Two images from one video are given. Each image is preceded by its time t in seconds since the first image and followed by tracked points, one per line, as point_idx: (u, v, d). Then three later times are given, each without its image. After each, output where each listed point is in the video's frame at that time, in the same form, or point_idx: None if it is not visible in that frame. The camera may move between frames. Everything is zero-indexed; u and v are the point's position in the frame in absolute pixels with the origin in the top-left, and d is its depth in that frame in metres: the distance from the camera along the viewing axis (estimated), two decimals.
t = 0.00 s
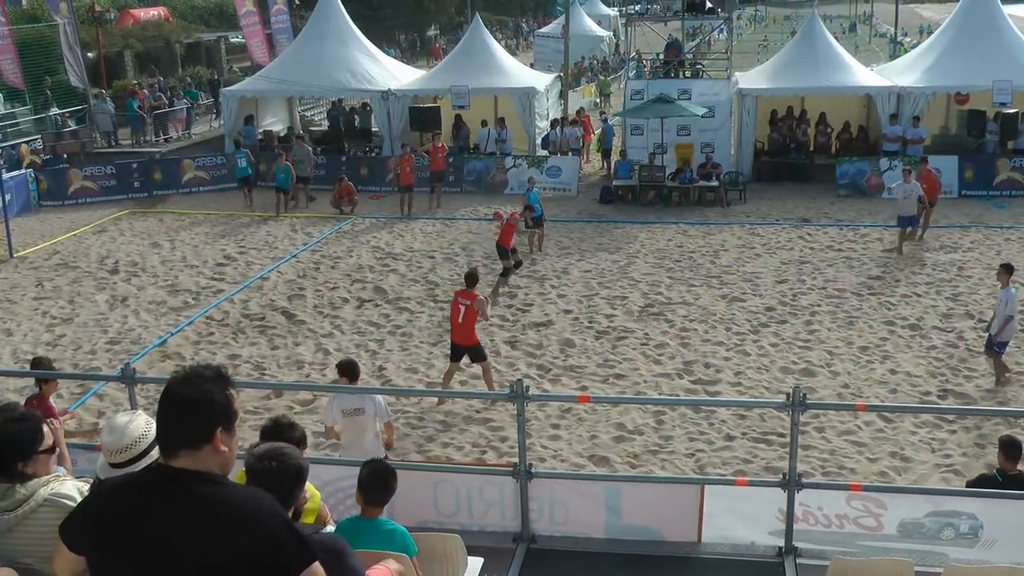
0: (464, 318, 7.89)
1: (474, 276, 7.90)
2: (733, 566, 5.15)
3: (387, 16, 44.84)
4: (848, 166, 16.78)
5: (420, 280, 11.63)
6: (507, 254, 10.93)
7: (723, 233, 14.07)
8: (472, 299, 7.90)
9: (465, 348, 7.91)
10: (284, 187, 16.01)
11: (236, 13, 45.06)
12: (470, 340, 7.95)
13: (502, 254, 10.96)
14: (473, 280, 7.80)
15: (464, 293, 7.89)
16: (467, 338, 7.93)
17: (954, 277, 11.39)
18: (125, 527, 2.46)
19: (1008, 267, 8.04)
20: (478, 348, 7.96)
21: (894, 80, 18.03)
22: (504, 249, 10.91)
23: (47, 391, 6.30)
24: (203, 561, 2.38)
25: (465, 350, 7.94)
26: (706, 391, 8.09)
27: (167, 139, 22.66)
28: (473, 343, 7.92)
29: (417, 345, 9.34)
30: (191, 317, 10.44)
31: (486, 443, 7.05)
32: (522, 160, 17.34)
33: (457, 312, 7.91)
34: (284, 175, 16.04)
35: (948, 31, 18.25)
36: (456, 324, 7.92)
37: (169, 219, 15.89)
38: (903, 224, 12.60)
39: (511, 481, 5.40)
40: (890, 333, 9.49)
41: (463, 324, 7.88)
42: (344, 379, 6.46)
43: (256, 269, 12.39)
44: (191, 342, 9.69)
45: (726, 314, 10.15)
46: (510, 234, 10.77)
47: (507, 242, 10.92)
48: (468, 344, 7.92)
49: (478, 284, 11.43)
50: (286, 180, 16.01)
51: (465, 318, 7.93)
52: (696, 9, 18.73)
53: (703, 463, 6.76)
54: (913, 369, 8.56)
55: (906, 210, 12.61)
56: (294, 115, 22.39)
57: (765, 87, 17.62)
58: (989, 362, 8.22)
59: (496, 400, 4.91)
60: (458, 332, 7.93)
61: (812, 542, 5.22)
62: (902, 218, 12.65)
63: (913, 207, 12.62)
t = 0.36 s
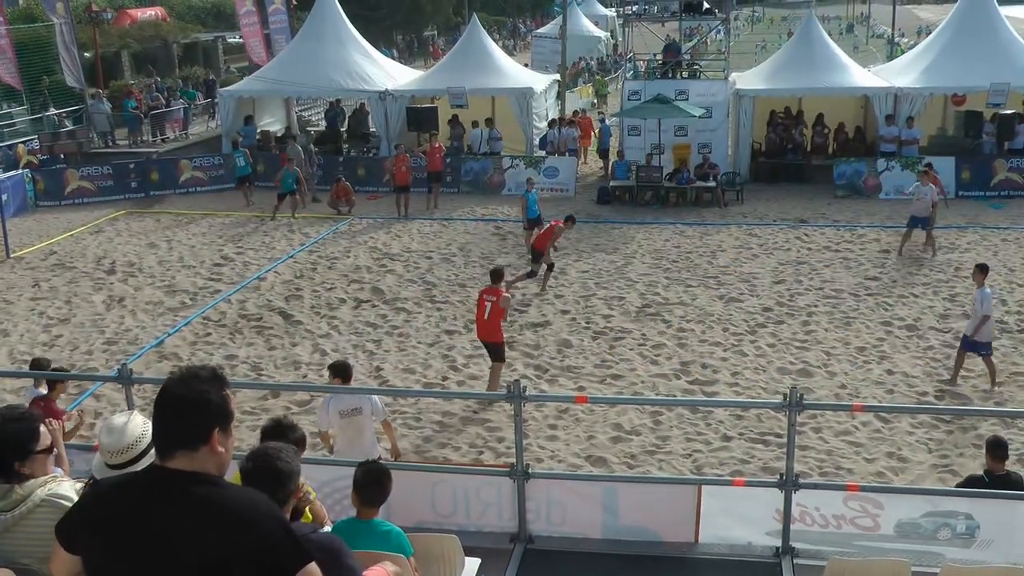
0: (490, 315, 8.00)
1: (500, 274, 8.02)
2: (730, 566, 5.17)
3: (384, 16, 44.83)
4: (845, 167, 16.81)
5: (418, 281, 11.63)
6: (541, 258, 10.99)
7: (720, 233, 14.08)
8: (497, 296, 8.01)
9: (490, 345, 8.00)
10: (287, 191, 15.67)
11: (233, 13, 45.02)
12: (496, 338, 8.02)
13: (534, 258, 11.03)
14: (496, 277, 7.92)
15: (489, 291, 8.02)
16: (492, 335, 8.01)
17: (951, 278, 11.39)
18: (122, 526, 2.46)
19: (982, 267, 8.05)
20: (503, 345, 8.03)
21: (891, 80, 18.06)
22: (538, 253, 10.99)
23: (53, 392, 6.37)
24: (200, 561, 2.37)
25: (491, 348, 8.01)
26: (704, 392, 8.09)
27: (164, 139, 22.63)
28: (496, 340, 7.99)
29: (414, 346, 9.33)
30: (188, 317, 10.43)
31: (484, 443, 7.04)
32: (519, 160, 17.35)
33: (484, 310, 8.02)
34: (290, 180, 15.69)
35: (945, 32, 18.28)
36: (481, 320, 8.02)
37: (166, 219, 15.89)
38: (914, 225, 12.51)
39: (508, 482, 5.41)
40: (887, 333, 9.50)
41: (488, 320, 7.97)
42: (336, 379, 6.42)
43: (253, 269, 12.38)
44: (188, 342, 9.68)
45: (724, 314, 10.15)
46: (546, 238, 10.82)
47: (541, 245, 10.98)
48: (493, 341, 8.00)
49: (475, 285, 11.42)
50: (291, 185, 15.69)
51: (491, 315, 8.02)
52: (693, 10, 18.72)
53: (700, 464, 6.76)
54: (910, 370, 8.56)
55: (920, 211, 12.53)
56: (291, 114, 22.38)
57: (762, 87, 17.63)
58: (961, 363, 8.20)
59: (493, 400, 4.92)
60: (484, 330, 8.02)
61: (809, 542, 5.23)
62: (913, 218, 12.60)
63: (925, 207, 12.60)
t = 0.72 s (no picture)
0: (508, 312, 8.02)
1: (515, 271, 8.08)
2: (727, 567, 5.18)
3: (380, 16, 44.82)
4: (841, 167, 16.81)
5: (414, 281, 11.62)
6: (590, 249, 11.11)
7: (716, 233, 14.09)
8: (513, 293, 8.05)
9: (509, 342, 7.99)
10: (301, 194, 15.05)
11: (229, 13, 44.99)
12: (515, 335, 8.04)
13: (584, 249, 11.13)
14: (512, 273, 7.94)
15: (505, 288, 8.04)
16: (511, 332, 8.02)
17: (946, 278, 11.41)
18: (121, 530, 2.44)
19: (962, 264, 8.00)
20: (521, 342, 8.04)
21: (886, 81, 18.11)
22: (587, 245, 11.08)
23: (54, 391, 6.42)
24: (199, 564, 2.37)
25: (510, 344, 8.02)
26: (700, 392, 8.09)
27: (160, 139, 22.60)
28: (516, 336, 8.00)
29: (410, 346, 9.31)
30: (184, 318, 10.41)
31: (479, 444, 7.02)
32: (515, 160, 17.35)
33: (501, 306, 8.03)
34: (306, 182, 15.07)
35: (941, 32, 18.32)
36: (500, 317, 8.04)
37: (162, 219, 15.88)
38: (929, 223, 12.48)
39: (504, 482, 5.41)
40: (883, 333, 9.51)
41: (507, 315, 7.99)
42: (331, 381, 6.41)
43: (248, 270, 12.37)
44: (183, 343, 9.66)
45: (720, 314, 10.16)
46: (596, 229, 10.92)
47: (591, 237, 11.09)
48: (512, 337, 8.01)
49: (471, 285, 11.42)
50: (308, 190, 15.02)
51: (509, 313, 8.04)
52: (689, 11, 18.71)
53: (696, 464, 6.76)
54: (905, 370, 8.56)
55: (932, 211, 12.39)
56: (287, 114, 22.36)
57: (758, 88, 17.64)
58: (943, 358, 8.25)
59: (489, 400, 4.91)
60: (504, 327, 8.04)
61: (805, 542, 5.25)
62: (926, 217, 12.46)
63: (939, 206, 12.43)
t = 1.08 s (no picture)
0: (513, 310, 8.01)
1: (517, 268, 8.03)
2: (719, 565, 5.24)
3: (369, 18, 44.74)
4: (830, 166, 16.84)
5: (404, 283, 11.59)
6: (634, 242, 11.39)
7: (706, 232, 14.13)
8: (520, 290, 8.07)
9: (512, 340, 8.03)
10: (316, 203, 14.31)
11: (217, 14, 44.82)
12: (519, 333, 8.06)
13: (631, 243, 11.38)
14: (514, 273, 7.89)
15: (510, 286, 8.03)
16: (515, 330, 8.05)
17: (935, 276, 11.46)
18: (108, 532, 2.44)
19: (950, 263, 8.02)
20: (525, 339, 8.07)
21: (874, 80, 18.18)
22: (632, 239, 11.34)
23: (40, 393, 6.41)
24: (185, 567, 2.37)
25: (513, 343, 8.06)
26: (691, 391, 8.10)
27: (148, 141, 22.51)
28: (518, 335, 8.01)
29: (401, 348, 9.30)
30: (174, 321, 10.37)
31: (471, 444, 7.00)
32: (504, 160, 17.33)
33: (506, 305, 8.02)
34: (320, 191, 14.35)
35: (929, 31, 18.40)
36: (503, 316, 8.03)
37: (151, 222, 15.81)
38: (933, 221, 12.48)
39: (496, 482, 5.45)
40: (873, 331, 9.55)
41: (511, 315, 7.99)
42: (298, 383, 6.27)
43: (238, 272, 12.32)
44: (173, 346, 9.62)
45: (710, 313, 10.18)
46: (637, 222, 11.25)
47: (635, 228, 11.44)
48: (515, 336, 8.03)
49: (461, 286, 11.41)
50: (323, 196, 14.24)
51: (514, 310, 8.04)
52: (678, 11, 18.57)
53: (687, 463, 6.76)
54: (895, 367, 8.59)
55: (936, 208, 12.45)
56: (275, 115, 22.30)
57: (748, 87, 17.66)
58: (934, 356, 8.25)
59: (480, 401, 4.94)
60: (507, 325, 8.05)
61: (796, 539, 5.32)
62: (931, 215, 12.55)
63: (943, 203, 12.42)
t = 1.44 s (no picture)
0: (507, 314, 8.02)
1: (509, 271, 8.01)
2: (701, 563, 5.31)
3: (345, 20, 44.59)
4: (807, 164, 16.90)
5: (383, 284, 11.56)
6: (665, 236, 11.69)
7: (684, 231, 14.19)
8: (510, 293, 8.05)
9: (499, 344, 8.01)
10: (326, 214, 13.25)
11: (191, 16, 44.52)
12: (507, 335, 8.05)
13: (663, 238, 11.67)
14: (506, 275, 7.90)
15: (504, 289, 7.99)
16: (506, 334, 8.04)
17: (911, 271, 11.55)
18: (82, 538, 2.41)
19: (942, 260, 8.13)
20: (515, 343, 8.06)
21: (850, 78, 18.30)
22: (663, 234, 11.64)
23: (15, 401, 6.36)
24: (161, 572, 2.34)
25: (501, 346, 8.05)
26: (671, 389, 8.13)
27: (123, 144, 22.33)
28: (506, 337, 8.00)
29: (380, 350, 9.27)
30: (151, 326, 10.28)
31: (451, 446, 6.97)
32: (482, 161, 17.32)
33: (502, 308, 8.03)
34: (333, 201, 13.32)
35: (903, 30, 18.55)
36: (498, 319, 8.05)
37: (126, 226, 15.68)
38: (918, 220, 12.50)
39: (477, 483, 5.48)
40: (851, 327, 9.61)
41: (506, 318, 8.00)
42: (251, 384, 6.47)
43: (215, 276, 12.25)
44: (151, 352, 9.55)
45: (689, 311, 10.21)
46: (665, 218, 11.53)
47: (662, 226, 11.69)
48: (504, 340, 8.02)
49: (440, 287, 11.39)
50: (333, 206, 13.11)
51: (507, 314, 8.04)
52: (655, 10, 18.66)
53: (668, 461, 6.77)
54: (873, 362, 8.64)
55: (921, 207, 12.44)
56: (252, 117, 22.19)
57: (724, 86, 17.74)
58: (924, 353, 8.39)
59: (461, 401, 4.98)
60: (496, 327, 8.04)
61: (777, 535, 5.42)
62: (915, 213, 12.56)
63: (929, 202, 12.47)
